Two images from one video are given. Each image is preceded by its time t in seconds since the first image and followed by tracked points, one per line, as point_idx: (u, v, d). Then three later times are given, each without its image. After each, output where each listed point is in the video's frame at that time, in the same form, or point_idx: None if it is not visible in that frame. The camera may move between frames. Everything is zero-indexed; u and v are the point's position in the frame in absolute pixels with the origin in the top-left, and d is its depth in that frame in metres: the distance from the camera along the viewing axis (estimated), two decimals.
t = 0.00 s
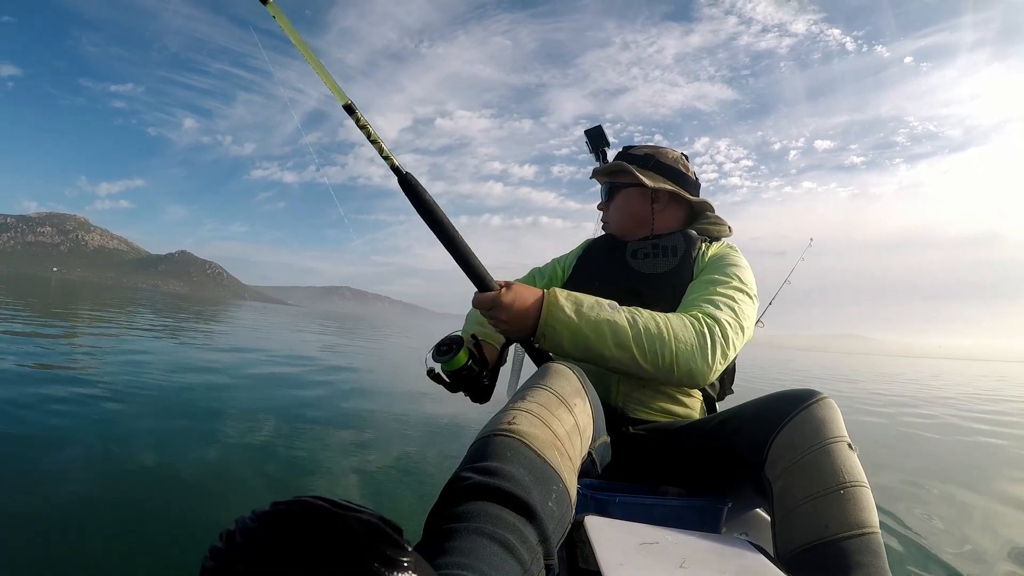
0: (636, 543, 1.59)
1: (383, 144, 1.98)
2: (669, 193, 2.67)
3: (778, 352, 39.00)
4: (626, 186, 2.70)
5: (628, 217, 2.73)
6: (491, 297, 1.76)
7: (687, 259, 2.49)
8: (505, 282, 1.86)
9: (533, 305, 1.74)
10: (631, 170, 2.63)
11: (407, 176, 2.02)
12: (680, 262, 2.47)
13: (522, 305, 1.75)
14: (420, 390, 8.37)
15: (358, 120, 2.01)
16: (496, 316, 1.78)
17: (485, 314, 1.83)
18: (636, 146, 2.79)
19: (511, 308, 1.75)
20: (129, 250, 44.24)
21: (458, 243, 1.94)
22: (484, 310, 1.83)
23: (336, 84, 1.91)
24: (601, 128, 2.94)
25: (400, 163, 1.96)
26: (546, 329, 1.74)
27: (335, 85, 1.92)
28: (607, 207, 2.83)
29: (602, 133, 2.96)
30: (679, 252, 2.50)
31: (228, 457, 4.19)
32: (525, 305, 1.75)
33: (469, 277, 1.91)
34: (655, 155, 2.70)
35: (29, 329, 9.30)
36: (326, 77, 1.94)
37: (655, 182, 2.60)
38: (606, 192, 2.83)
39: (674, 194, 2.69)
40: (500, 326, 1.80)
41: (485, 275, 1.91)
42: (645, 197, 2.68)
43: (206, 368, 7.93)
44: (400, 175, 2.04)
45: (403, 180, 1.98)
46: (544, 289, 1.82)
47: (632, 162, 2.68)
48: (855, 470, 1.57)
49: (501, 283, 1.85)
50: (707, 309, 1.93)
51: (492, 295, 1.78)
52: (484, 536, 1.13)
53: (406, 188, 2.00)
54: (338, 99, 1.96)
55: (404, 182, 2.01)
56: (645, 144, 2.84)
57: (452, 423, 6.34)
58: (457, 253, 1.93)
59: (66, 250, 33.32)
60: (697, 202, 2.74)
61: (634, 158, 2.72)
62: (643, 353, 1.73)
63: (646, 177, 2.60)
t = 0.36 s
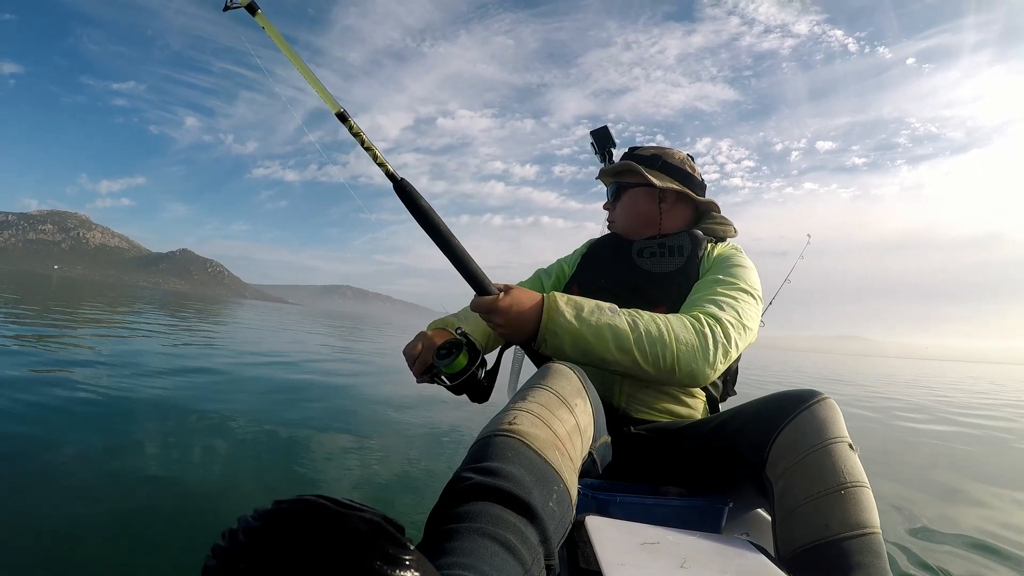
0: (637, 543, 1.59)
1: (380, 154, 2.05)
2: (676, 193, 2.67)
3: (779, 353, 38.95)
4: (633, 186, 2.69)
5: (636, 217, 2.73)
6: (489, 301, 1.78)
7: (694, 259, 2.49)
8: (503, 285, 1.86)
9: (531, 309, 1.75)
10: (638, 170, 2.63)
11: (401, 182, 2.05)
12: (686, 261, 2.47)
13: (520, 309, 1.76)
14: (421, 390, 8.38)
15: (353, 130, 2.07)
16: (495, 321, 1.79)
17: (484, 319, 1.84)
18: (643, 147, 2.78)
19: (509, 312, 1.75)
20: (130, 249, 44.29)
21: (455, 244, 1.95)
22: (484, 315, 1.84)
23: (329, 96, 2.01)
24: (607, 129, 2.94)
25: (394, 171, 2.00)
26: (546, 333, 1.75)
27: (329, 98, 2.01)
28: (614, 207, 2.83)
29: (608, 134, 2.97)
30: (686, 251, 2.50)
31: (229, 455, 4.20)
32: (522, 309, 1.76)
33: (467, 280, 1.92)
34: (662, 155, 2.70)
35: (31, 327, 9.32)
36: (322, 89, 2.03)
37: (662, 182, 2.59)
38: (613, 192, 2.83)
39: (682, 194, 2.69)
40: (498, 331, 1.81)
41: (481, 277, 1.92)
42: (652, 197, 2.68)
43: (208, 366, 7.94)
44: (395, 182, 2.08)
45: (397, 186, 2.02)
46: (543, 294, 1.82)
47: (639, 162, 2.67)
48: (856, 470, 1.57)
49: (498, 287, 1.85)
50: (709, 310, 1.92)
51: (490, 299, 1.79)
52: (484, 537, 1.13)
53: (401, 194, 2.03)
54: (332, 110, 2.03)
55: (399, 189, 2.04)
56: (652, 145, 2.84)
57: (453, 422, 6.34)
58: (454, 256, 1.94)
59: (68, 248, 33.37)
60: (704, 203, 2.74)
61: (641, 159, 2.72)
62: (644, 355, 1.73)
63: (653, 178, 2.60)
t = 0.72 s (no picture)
0: (640, 543, 1.58)
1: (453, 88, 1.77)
2: (666, 191, 2.66)
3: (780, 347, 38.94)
4: (622, 187, 2.69)
5: (625, 218, 2.72)
6: (539, 280, 1.68)
7: (689, 257, 2.48)
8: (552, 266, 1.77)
9: (580, 298, 1.72)
10: (626, 171, 2.61)
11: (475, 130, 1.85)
12: (682, 260, 2.47)
13: (570, 294, 1.71)
14: (422, 392, 8.38)
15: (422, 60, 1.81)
16: (542, 301, 1.72)
17: (528, 297, 1.75)
18: (631, 147, 2.77)
19: (559, 294, 1.70)
20: (129, 258, 44.29)
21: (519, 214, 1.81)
22: (529, 293, 1.74)
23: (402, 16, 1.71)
24: (593, 133, 2.93)
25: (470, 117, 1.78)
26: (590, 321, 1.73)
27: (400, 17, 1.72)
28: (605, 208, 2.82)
29: (594, 137, 2.95)
30: (681, 249, 2.49)
31: (231, 462, 4.19)
32: (572, 295, 1.72)
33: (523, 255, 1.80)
34: (650, 155, 2.69)
35: (29, 338, 9.30)
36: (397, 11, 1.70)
37: (651, 182, 2.58)
38: (602, 194, 2.82)
39: (671, 192, 2.68)
40: (542, 311, 1.75)
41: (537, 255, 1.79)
42: (642, 197, 2.68)
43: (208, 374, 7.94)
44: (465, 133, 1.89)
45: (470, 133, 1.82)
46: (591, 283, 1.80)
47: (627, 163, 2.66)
48: (858, 470, 1.57)
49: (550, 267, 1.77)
50: (739, 315, 1.94)
51: (540, 278, 1.69)
52: (488, 537, 1.12)
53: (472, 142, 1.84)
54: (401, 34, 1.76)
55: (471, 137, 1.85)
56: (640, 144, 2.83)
57: (454, 424, 6.34)
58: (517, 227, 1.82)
59: (67, 259, 33.40)
60: (694, 200, 2.73)
61: (628, 159, 2.70)
62: (682, 353, 1.72)
63: (642, 178, 2.59)
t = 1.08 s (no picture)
0: (642, 543, 1.58)
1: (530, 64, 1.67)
2: (657, 192, 2.66)
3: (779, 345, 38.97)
4: (614, 188, 2.68)
5: (618, 220, 2.72)
6: (563, 269, 1.67)
7: (687, 257, 2.49)
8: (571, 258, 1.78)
9: (598, 291, 1.72)
10: (618, 172, 2.61)
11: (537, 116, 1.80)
12: (680, 260, 2.47)
13: (588, 286, 1.71)
14: (423, 394, 8.38)
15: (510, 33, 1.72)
16: (564, 289, 1.70)
17: (547, 286, 1.74)
18: (621, 149, 2.77)
19: (580, 285, 1.70)
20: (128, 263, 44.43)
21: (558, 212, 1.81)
22: (549, 282, 1.72)
23: None
24: (582, 134, 2.92)
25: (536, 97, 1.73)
26: (604, 312, 1.73)
27: None
28: (597, 210, 2.81)
29: (584, 140, 2.95)
30: (679, 250, 2.50)
31: (233, 466, 4.18)
32: (590, 287, 1.72)
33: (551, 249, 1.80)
34: (640, 156, 2.69)
35: (28, 344, 9.29)
36: None
37: (643, 183, 2.58)
38: (594, 196, 2.82)
39: (663, 192, 2.68)
40: (560, 300, 1.74)
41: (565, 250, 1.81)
42: (634, 198, 2.68)
43: (209, 377, 7.94)
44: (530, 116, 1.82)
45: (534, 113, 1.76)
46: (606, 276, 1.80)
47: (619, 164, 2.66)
48: (861, 470, 1.57)
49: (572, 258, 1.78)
50: (744, 315, 1.95)
51: (563, 267, 1.68)
52: (489, 536, 1.12)
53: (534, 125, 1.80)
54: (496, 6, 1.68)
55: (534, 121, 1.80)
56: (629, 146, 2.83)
57: (454, 425, 6.34)
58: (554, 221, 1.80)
59: (66, 264, 33.39)
60: (685, 201, 2.74)
61: (619, 161, 2.70)
62: (692, 351, 1.72)
63: (632, 178, 2.58)
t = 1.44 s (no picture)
0: (640, 544, 1.57)
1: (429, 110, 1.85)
2: (667, 192, 2.66)
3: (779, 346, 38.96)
4: (623, 186, 2.68)
5: (625, 218, 2.72)
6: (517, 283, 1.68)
7: (691, 260, 2.48)
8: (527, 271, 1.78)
9: (558, 298, 1.71)
10: (627, 170, 2.62)
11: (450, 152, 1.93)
12: (683, 262, 2.46)
13: (547, 295, 1.70)
14: (423, 394, 8.37)
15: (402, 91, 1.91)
16: (521, 305, 1.71)
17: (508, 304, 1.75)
18: (632, 147, 2.78)
19: (537, 297, 1.69)
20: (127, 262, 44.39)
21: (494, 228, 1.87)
22: (507, 299, 1.74)
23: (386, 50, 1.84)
24: (593, 129, 2.92)
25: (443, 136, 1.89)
26: (568, 320, 1.72)
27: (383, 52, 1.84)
28: (605, 208, 2.81)
29: (594, 135, 2.94)
30: (682, 252, 2.49)
31: (232, 465, 4.18)
32: (549, 296, 1.71)
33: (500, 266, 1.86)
34: (651, 155, 2.69)
35: (31, 343, 9.30)
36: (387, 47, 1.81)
37: (653, 182, 2.58)
38: (602, 194, 2.82)
39: (673, 194, 2.68)
40: (522, 316, 1.74)
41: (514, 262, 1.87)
42: (643, 197, 2.67)
43: (208, 376, 7.94)
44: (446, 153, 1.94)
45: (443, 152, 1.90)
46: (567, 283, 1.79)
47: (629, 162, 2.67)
48: (859, 470, 1.56)
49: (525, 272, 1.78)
50: (723, 309, 1.92)
51: (517, 281, 1.69)
52: (488, 536, 1.11)
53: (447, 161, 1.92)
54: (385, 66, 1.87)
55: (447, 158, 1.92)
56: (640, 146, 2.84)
57: (456, 426, 6.33)
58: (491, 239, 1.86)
59: (65, 263, 33.34)
60: (694, 201, 2.73)
61: (630, 159, 2.70)
62: (662, 349, 1.71)
63: (643, 178, 2.59)
